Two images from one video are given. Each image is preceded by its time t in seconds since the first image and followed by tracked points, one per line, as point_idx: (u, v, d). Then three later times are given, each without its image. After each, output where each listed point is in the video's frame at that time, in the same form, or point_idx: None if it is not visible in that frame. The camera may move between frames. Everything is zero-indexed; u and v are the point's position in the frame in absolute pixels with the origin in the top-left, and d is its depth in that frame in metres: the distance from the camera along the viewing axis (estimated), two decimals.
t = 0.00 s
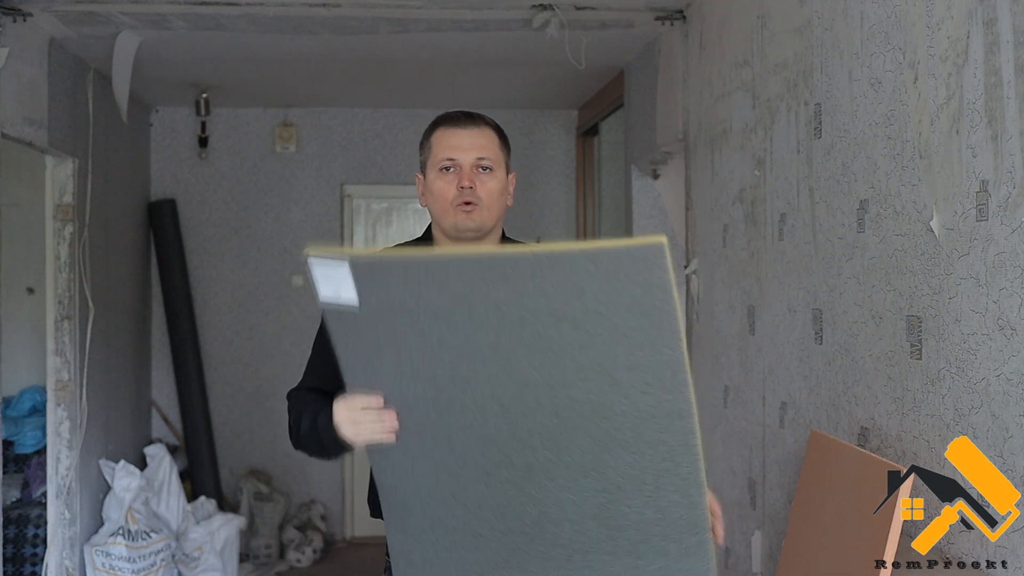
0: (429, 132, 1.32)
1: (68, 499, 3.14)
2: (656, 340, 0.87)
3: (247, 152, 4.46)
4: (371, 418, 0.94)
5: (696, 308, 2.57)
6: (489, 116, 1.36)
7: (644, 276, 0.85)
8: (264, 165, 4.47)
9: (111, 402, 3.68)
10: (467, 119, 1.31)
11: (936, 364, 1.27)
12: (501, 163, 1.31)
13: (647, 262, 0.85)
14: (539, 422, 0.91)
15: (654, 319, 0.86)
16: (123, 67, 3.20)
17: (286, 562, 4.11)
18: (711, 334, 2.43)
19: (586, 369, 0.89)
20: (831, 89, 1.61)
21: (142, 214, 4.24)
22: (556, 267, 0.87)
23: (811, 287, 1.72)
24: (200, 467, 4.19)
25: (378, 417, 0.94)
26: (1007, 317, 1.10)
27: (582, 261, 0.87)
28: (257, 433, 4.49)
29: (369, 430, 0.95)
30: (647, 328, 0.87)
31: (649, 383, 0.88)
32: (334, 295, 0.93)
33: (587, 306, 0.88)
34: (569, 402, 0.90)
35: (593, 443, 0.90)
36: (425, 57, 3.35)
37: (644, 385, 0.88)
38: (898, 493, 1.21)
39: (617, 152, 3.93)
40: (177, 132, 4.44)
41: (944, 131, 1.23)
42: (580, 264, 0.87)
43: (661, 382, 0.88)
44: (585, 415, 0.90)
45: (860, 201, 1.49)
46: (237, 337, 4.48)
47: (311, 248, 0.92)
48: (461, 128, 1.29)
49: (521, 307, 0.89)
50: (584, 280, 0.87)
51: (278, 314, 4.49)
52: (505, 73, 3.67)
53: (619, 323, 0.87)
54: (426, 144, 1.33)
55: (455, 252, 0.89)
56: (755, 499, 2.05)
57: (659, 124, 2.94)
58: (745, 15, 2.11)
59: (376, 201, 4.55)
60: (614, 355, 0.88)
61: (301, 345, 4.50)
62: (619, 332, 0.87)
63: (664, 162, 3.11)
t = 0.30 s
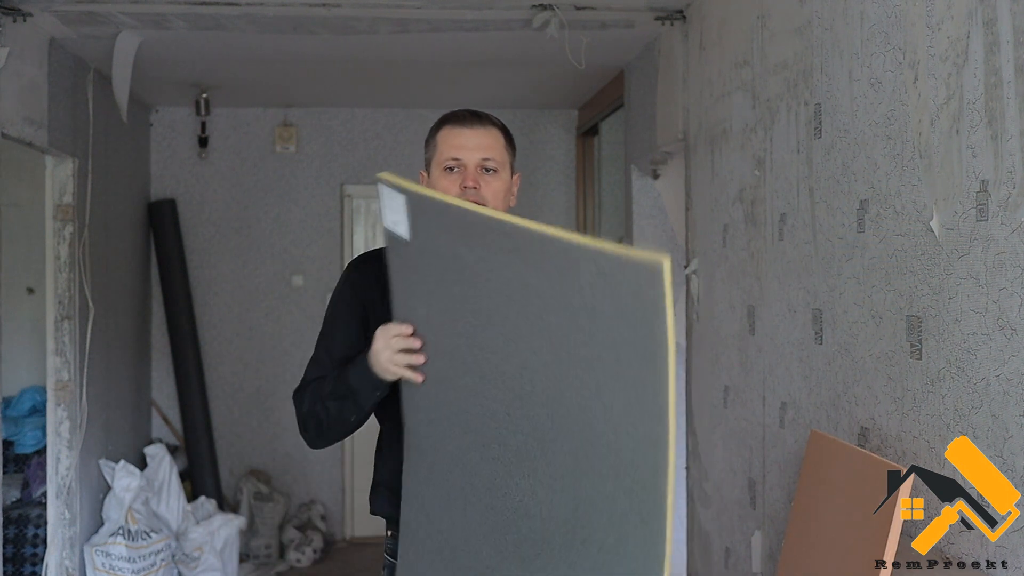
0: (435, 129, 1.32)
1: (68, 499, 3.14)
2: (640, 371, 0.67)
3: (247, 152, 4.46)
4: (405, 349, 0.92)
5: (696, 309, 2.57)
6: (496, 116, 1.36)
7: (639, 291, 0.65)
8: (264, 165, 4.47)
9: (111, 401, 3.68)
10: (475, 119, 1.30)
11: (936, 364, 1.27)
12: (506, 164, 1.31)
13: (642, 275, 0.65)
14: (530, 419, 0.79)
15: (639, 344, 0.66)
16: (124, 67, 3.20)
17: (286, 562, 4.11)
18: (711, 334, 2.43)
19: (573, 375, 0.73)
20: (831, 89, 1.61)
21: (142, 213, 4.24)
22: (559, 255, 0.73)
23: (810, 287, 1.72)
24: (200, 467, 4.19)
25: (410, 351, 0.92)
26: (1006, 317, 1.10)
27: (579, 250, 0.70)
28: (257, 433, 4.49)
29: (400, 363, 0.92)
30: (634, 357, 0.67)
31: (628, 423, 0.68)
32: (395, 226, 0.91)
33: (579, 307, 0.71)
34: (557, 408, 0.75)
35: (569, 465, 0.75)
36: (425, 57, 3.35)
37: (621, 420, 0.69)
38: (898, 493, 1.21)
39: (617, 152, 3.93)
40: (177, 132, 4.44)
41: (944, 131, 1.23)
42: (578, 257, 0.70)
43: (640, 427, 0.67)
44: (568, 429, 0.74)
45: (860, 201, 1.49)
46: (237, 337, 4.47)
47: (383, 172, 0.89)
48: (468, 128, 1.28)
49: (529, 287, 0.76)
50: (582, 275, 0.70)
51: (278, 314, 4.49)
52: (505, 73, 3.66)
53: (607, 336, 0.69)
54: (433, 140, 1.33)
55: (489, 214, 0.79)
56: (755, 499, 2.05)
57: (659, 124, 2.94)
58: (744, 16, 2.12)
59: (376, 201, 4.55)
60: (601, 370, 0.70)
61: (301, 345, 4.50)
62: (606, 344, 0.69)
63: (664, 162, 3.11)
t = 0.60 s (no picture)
0: (434, 128, 1.32)
1: (68, 499, 3.15)
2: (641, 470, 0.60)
3: (247, 152, 4.46)
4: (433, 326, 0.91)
5: (695, 308, 2.57)
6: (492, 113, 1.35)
7: (656, 395, 0.57)
8: (264, 165, 4.47)
9: (111, 401, 3.68)
10: (473, 115, 1.30)
11: (936, 364, 1.27)
12: (504, 160, 1.31)
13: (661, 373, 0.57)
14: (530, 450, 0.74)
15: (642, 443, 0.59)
16: (124, 67, 3.20)
17: (286, 562, 4.11)
18: (711, 334, 2.43)
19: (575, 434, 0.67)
20: (831, 89, 1.61)
21: (142, 214, 4.24)
22: (579, 306, 0.64)
23: (810, 287, 1.72)
24: (200, 467, 4.19)
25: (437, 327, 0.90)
26: (1006, 317, 1.10)
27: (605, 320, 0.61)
28: (257, 433, 4.49)
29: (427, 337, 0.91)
30: (639, 456, 0.60)
31: (618, 516, 0.62)
32: (440, 217, 0.88)
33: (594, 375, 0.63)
34: (556, 452, 0.70)
35: (556, 517, 0.70)
36: (425, 57, 3.35)
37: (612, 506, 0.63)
38: (898, 493, 1.21)
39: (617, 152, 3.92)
40: (177, 132, 4.44)
41: (944, 131, 1.23)
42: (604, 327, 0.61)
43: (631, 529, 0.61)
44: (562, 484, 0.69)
45: (860, 201, 1.49)
46: (237, 337, 4.47)
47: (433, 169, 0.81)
48: (465, 126, 1.28)
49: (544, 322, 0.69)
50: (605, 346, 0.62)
51: (278, 314, 4.49)
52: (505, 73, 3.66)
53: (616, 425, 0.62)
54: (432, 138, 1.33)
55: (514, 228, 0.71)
56: (755, 499, 2.05)
57: (659, 124, 2.94)
58: (744, 16, 2.12)
59: (376, 201, 4.55)
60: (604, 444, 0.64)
61: (301, 345, 4.50)
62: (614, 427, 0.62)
63: (664, 162, 3.11)
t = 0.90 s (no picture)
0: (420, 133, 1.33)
1: (68, 499, 3.15)
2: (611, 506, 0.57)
3: (247, 152, 4.46)
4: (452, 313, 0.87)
5: (695, 308, 2.57)
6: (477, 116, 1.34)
7: (624, 438, 0.54)
8: (264, 165, 4.47)
9: (111, 401, 3.68)
10: (455, 115, 1.30)
11: (936, 364, 1.27)
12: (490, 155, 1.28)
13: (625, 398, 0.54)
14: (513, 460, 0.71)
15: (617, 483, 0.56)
16: (124, 67, 3.20)
17: (286, 562, 4.11)
18: (711, 334, 2.43)
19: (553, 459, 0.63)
20: (831, 89, 1.61)
21: (142, 214, 4.24)
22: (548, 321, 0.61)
23: (810, 287, 1.72)
24: (200, 467, 4.19)
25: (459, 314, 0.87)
26: (1006, 317, 1.10)
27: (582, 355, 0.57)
28: (257, 433, 4.48)
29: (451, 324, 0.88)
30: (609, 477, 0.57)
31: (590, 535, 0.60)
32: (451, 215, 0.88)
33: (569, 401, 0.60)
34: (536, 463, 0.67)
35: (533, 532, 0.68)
36: (426, 57, 3.35)
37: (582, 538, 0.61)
38: (898, 493, 1.21)
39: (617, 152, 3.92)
40: (177, 132, 4.44)
41: (944, 131, 1.23)
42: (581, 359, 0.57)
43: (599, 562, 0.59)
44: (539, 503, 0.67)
45: (860, 201, 1.49)
46: (237, 337, 4.47)
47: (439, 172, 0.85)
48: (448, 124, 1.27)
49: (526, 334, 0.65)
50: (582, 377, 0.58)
51: (278, 314, 4.49)
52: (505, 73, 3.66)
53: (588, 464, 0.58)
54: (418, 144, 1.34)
55: (508, 243, 0.67)
56: (755, 499, 2.05)
57: (659, 124, 2.94)
58: (744, 16, 2.12)
59: (376, 201, 4.55)
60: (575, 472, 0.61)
61: (301, 345, 4.50)
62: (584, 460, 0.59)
63: (664, 162, 3.11)
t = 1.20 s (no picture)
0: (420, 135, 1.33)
1: (68, 499, 3.15)
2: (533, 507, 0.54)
3: (247, 152, 4.46)
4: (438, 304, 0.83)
5: (696, 308, 2.57)
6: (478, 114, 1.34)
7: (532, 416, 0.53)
8: (264, 165, 4.47)
9: (111, 401, 3.68)
10: (456, 117, 1.31)
11: (936, 364, 1.27)
12: (492, 156, 1.28)
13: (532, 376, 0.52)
14: (455, 452, 0.69)
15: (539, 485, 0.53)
16: (124, 67, 3.20)
17: (286, 562, 4.11)
18: (711, 334, 2.43)
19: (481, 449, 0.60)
20: (831, 89, 1.61)
21: (142, 214, 4.24)
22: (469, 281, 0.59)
23: (810, 287, 1.71)
24: (200, 467, 4.19)
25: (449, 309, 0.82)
26: (1007, 317, 1.10)
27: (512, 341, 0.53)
28: (257, 433, 4.48)
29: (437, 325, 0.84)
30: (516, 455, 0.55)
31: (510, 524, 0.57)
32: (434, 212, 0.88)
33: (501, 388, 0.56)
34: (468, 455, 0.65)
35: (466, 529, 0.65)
36: (425, 57, 3.35)
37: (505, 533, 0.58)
38: (898, 493, 1.21)
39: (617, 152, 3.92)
40: (177, 132, 4.44)
41: (944, 131, 1.23)
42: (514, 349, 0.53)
43: (517, 563, 0.57)
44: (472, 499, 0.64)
45: (860, 201, 1.49)
46: (237, 337, 4.47)
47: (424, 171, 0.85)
48: (451, 125, 1.26)
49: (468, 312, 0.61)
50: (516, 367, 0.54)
51: (278, 314, 4.49)
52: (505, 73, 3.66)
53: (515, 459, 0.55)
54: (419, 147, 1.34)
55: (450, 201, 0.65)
56: (755, 499, 2.05)
57: (659, 124, 2.94)
58: (744, 16, 2.12)
59: (377, 201, 4.54)
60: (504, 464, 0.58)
61: (301, 345, 4.50)
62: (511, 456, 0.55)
63: (664, 162, 3.10)
